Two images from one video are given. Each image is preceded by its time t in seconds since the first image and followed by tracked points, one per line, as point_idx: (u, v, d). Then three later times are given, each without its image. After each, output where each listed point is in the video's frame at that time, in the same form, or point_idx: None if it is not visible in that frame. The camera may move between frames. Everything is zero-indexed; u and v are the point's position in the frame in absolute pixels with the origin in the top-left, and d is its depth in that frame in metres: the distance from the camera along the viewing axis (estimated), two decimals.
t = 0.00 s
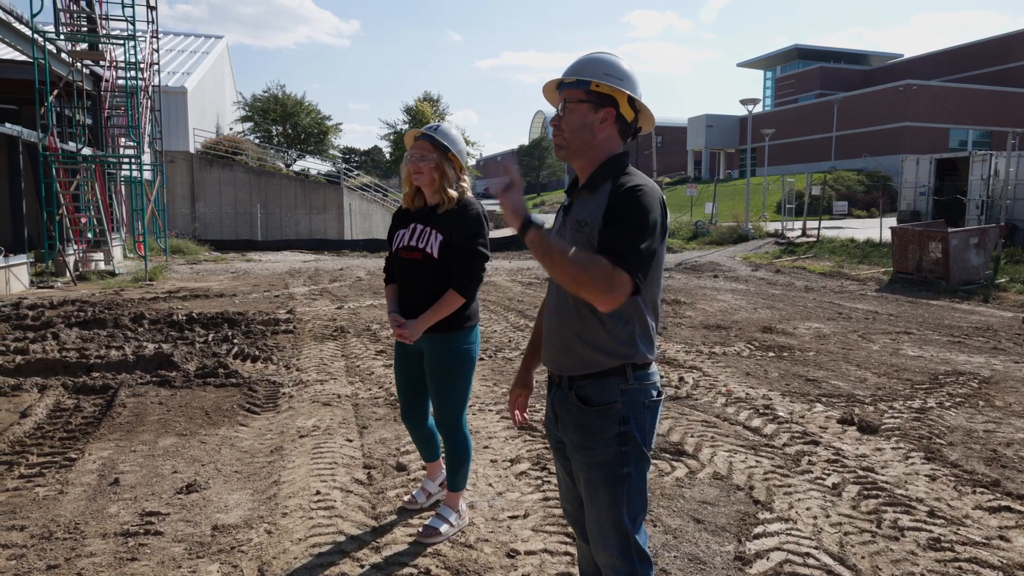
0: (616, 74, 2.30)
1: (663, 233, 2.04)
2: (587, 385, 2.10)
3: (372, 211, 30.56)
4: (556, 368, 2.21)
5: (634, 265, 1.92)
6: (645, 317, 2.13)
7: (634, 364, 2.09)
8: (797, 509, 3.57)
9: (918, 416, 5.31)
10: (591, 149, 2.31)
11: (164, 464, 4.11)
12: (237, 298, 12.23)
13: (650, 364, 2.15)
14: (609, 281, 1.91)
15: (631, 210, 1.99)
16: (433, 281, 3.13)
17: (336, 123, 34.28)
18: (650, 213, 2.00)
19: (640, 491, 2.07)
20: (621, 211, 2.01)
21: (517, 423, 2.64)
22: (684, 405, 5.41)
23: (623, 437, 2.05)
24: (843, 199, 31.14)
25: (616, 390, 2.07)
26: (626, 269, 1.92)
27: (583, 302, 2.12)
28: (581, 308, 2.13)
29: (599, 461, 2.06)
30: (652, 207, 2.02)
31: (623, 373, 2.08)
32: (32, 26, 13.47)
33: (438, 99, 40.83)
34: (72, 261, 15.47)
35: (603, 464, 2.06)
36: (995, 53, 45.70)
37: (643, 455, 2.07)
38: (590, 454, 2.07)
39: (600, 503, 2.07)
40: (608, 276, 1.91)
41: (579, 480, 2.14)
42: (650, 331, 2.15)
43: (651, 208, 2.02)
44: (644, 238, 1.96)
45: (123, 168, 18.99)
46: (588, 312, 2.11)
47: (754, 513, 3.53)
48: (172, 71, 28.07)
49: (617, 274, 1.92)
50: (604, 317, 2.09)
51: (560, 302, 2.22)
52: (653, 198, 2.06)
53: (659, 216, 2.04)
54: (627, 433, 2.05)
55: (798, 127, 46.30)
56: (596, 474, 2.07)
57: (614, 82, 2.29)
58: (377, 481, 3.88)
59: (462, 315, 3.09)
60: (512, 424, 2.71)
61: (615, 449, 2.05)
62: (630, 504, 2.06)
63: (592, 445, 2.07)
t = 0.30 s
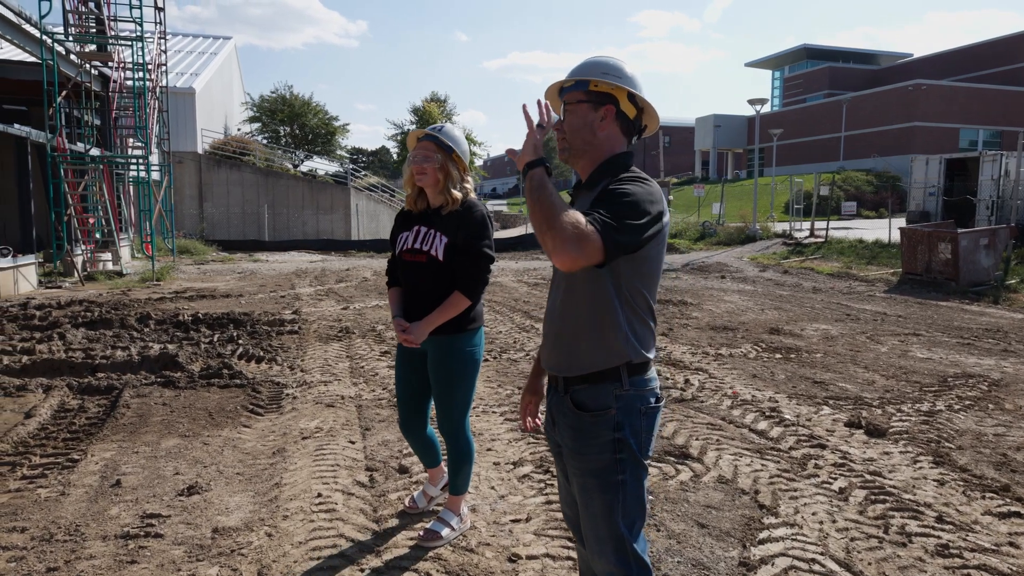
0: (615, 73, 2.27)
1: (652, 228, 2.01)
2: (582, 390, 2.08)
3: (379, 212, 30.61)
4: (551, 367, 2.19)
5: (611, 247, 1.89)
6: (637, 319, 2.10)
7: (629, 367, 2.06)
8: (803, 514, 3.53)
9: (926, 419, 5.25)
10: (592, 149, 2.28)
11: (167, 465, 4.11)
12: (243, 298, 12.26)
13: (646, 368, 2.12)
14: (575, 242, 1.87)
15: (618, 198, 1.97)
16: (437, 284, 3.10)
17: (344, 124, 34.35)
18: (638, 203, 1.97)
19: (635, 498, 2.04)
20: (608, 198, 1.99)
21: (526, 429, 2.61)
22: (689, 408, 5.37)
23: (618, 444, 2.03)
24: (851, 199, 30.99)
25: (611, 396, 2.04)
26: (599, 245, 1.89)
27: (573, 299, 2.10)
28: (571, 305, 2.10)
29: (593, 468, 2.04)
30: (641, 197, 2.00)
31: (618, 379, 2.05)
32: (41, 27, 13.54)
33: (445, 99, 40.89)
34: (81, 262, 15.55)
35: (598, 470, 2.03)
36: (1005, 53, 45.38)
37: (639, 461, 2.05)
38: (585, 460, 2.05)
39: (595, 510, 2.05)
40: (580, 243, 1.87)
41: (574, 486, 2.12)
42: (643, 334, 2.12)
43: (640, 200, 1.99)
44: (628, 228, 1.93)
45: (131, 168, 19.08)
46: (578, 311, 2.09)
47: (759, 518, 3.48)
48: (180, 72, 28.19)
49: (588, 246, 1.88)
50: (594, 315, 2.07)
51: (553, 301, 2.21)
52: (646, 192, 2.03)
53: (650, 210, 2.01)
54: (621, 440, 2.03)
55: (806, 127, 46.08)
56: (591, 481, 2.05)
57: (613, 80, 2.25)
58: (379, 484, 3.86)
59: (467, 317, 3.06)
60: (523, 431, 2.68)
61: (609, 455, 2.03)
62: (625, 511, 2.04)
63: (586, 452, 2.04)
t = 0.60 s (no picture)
0: (613, 72, 2.23)
1: (646, 228, 1.97)
2: (575, 394, 2.06)
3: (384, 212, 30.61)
4: (545, 369, 2.17)
5: (598, 243, 1.86)
6: (631, 322, 2.07)
7: (623, 372, 2.04)
8: (807, 518, 3.49)
9: (932, 422, 5.19)
10: (590, 148, 2.25)
11: (166, 466, 4.09)
12: (247, 298, 12.26)
13: (641, 373, 2.10)
14: (560, 235, 1.84)
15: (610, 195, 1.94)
16: (441, 285, 3.05)
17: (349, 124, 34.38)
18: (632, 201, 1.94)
19: (629, 504, 2.02)
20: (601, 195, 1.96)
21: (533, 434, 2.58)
22: (693, 410, 5.32)
23: (610, 449, 2.01)
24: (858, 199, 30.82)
25: (604, 400, 2.02)
26: (587, 240, 1.86)
27: (566, 299, 2.08)
28: (564, 306, 2.08)
29: (585, 472, 2.02)
30: (635, 195, 1.97)
31: (611, 383, 2.03)
32: (46, 28, 13.59)
33: (450, 100, 40.90)
34: (86, 262, 15.59)
35: (590, 475, 2.02)
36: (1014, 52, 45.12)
37: (633, 467, 2.02)
38: (577, 464, 2.03)
39: (588, 515, 2.03)
40: (566, 236, 1.84)
41: (567, 491, 2.10)
42: (637, 338, 2.09)
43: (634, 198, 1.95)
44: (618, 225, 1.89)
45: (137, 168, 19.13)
46: (570, 312, 2.06)
47: (761, 522, 3.44)
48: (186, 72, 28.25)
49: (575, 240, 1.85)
50: (586, 317, 2.04)
51: (548, 301, 2.18)
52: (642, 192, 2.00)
53: (644, 208, 1.97)
54: (614, 445, 2.01)
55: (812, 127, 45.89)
56: (582, 486, 2.03)
57: (611, 79, 2.22)
58: (378, 486, 3.83)
59: (471, 318, 3.03)
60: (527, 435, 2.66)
61: (601, 460, 2.01)
62: (619, 517, 2.01)
63: (578, 456, 2.03)
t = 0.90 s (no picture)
0: (613, 68, 2.20)
1: (643, 229, 1.94)
2: (571, 396, 2.04)
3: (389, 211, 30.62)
4: (542, 371, 2.15)
5: (592, 242, 1.83)
6: (629, 325, 2.04)
7: (618, 374, 2.02)
8: (811, 522, 3.45)
9: (939, 424, 5.14)
10: (590, 147, 2.22)
11: (166, 466, 4.08)
12: (253, 298, 12.26)
13: (638, 377, 2.07)
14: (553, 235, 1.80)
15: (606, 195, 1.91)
16: (443, 285, 3.03)
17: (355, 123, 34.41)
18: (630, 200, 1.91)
19: (623, 509, 1.99)
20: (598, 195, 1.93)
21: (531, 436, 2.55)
22: (696, 411, 5.29)
23: (604, 452, 1.98)
24: (865, 200, 30.68)
25: (599, 403, 2.00)
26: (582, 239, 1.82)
27: (563, 299, 2.05)
28: (562, 305, 2.05)
29: (579, 475, 2.00)
30: (632, 196, 1.94)
31: (607, 386, 2.01)
32: (53, 28, 13.62)
33: (456, 100, 40.93)
34: (92, 261, 15.62)
35: (584, 478, 1.99)
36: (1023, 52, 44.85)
37: (627, 472, 1.99)
38: (571, 467, 2.01)
39: (581, 519, 2.01)
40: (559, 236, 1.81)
41: (562, 493, 2.08)
42: (635, 341, 2.06)
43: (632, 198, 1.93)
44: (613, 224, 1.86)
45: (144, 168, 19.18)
46: (567, 313, 2.04)
47: (765, 525, 3.40)
48: (193, 72, 28.31)
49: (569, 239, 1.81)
50: (583, 319, 2.02)
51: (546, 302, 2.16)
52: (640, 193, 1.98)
53: (642, 209, 1.94)
54: (608, 449, 1.99)
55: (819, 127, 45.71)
56: (576, 489, 2.01)
57: (611, 75, 2.19)
58: (379, 487, 3.81)
59: (472, 318, 3.01)
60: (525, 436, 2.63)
61: (595, 464, 1.98)
62: (612, 522, 1.99)
63: (572, 459, 2.01)
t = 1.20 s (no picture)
0: (621, 68, 2.16)
1: (641, 222, 1.91)
2: (570, 401, 2.03)
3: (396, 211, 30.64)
4: (542, 372, 2.15)
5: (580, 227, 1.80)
6: (628, 328, 2.03)
7: (616, 379, 2.01)
8: (819, 527, 3.40)
9: (950, 428, 5.07)
10: (596, 149, 2.18)
11: (170, 468, 4.07)
12: (260, 298, 12.28)
13: (637, 384, 2.06)
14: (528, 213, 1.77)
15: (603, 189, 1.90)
16: (444, 287, 3.00)
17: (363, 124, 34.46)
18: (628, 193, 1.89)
19: (620, 517, 1.99)
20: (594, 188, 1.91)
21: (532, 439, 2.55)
22: (704, 413, 5.24)
23: (601, 460, 1.98)
24: (875, 199, 30.50)
25: (597, 410, 2.00)
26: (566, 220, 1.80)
27: (561, 299, 2.05)
28: (560, 305, 2.05)
29: (576, 483, 2.00)
30: (631, 190, 1.90)
31: (605, 392, 2.00)
32: (62, 29, 13.67)
33: (463, 100, 40.95)
34: (101, 261, 15.68)
35: (581, 486, 1.99)
36: None
37: (624, 480, 1.99)
38: (569, 473, 2.01)
39: (578, 526, 2.01)
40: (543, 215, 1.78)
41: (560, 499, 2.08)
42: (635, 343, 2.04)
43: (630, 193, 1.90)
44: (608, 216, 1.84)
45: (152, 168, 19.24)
46: (564, 312, 2.04)
47: (772, 530, 3.36)
48: (202, 73, 28.41)
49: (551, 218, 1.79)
50: (581, 319, 2.01)
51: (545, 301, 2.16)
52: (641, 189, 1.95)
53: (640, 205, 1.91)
54: (605, 457, 1.99)
55: (827, 126, 45.48)
56: (573, 497, 2.01)
57: (619, 76, 2.15)
58: (382, 490, 3.79)
59: (472, 320, 2.98)
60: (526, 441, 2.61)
61: (592, 472, 1.98)
62: (609, 531, 1.99)
63: (570, 466, 2.01)
